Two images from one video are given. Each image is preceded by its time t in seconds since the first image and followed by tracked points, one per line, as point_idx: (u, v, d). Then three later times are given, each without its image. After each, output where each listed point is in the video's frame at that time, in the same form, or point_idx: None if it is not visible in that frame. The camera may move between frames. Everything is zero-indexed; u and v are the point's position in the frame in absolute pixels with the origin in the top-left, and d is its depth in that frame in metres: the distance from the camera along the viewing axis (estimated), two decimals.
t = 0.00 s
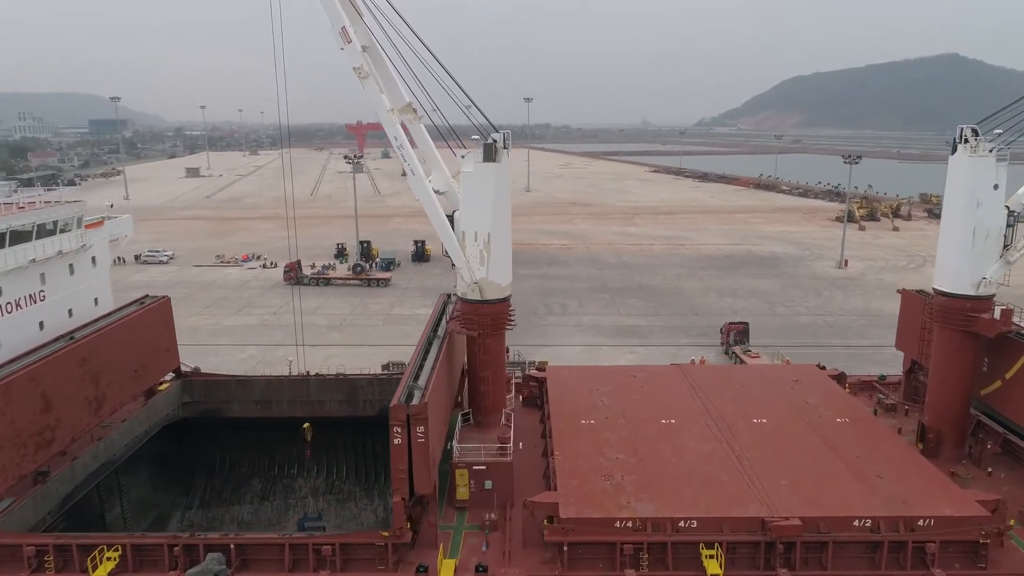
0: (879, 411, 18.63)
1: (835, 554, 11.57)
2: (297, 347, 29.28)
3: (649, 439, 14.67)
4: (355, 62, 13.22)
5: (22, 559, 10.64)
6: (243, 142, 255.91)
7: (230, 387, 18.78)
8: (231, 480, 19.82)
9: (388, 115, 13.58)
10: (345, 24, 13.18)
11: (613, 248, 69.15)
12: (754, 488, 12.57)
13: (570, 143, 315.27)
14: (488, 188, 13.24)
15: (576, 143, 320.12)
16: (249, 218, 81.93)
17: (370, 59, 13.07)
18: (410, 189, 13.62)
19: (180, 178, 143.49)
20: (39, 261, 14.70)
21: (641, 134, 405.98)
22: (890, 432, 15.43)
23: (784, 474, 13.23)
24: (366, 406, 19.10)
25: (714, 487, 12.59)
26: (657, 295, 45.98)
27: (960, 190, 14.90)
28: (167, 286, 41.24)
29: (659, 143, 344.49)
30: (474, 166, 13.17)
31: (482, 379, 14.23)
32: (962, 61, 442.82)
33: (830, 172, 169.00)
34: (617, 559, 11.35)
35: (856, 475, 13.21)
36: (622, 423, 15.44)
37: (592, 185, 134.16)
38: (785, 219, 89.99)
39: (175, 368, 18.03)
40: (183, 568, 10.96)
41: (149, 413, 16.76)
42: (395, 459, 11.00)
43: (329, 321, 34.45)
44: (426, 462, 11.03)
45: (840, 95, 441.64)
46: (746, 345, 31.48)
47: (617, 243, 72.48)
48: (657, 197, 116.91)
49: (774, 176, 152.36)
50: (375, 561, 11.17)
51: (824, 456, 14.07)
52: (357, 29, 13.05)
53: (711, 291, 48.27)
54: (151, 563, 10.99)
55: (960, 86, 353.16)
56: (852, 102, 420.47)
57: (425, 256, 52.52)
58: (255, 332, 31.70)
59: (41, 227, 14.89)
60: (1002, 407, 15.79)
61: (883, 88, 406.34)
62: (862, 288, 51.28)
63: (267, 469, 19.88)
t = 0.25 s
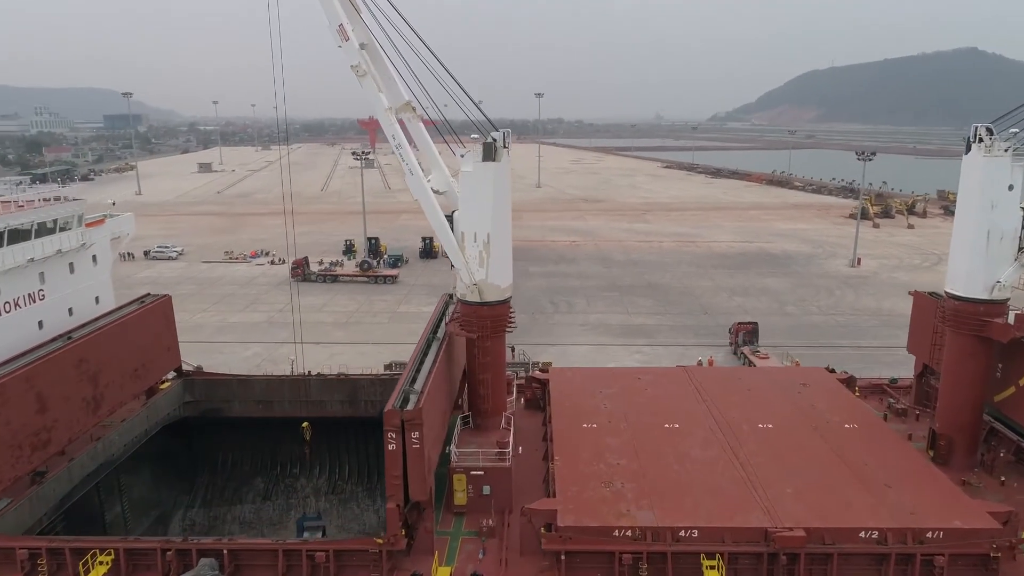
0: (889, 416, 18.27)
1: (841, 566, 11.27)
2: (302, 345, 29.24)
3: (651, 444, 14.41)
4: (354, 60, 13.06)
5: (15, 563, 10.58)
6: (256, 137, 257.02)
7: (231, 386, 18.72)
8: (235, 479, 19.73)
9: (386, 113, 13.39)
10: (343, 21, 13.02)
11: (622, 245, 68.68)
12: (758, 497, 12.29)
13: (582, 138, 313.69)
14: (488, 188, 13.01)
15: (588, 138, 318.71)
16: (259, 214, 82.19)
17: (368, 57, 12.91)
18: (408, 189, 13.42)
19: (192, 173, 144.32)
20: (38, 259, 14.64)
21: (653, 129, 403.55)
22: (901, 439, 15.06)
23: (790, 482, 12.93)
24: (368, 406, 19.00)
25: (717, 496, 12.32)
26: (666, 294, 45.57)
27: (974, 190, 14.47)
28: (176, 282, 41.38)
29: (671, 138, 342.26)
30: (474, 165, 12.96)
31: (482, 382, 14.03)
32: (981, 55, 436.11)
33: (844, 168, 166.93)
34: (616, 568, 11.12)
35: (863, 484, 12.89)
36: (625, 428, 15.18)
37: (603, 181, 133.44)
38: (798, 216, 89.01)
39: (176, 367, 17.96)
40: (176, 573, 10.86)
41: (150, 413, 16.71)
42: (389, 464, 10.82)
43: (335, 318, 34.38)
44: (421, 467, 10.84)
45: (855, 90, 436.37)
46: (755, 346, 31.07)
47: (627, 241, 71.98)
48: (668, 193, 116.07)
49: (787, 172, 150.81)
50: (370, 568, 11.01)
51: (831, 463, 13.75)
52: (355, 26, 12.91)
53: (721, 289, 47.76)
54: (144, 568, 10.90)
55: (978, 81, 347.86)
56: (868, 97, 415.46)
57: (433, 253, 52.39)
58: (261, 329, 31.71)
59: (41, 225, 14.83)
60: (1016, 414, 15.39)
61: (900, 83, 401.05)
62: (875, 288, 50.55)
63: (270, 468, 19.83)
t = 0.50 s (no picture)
0: (900, 421, 17.89)
1: None
2: (309, 343, 29.20)
3: (654, 449, 14.14)
4: (352, 58, 12.88)
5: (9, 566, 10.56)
6: (269, 132, 258.02)
7: (233, 385, 18.67)
8: (237, 478, 19.66)
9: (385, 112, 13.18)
10: (341, 19, 12.84)
11: (633, 242, 68.13)
12: (762, 507, 12.01)
13: (595, 133, 312.16)
14: (488, 188, 12.77)
15: (601, 132, 316.96)
16: (271, 209, 82.49)
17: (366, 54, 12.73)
18: (407, 189, 13.21)
19: (206, 168, 145.20)
20: (38, 258, 14.62)
21: (667, 124, 400.82)
22: (911, 446, 14.68)
23: (796, 491, 12.62)
24: (370, 406, 18.88)
25: (720, 504, 12.05)
26: (677, 292, 45.09)
27: (991, 190, 14.02)
28: (186, 278, 41.58)
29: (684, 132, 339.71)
30: (474, 165, 12.72)
31: (482, 385, 13.83)
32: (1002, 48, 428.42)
33: (861, 163, 164.77)
34: None
35: (871, 494, 12.55)
36: (628, 432, 14.92)
37: (615, 176, 132.58)
38: (812, 213, 87.86)
39: (178, 366, 17.93)
40: None
41: (151, 413, 16.68)
42: (384, 470, 10.65)
43: (342, 315, 34.34)
44: (416, 473, 10.66)
45: (872, 84, 430.54)
46: (765, 346, 30.61)
47: (638, 237, 71.42)
48: (681, 189, 115.10)
49: (802, 168, 148.99)
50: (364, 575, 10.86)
51: (838, 472, 13.42)
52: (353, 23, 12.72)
53: (733, 288, 47.18)
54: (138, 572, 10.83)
55: (998, 75, 341.80)
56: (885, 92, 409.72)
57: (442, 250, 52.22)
58: (268, 326, 31.71)
59: (41, 224, 14.80)
60: None
61: (918, 77, 395.16)
62: (891, 287, 49.72)
63: (273, 468, 19.77)
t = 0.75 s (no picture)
0: (913, 427, 17.47)
1: None
2: (316, 340, 29.14)
3: (658, 455, 13.85)
4: (351, 56, 12.73)
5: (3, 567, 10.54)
6: (284, 127, 259.13)
7: (236, 384, 18.64)
8: (241, 477, 19.66)
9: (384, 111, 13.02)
10: (340, 16, 12.67)
11: (645, 239, 67.50)
12: (766, 516, 11.71)
13: (608, 128, 310.35)
14: (488, 188, 12.54)
15: (615, 127, 315.10)
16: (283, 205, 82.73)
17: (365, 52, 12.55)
18: (407, 188, 13.03)
19: (221, 163, 146.05)
20: (39, 257, 14.58)
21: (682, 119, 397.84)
22: (923, 454, 14.28)
23: (803, 501, 12.29)
24: (373, 406, 18.73)
25: (724, 513, 11.76)
26: (688, 291, 44.57)
27: (1009, 191, 13.55)
28: (196, 274, 41.73)
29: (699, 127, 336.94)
30: (474, 164, 12.49)
31: (482, 388, 13.66)
32: None
33: (879, 159, 162.36)
34: None
35: (880, 505, 12.19)
36: (631, 437, 14.66)
37: (628, 172, 131.58)
38: (828, 210, 86.69)
39: (182, 365, 17.92)
40: None
41: (152, 412, 16.64)
42: (379, 476, 10.47)
43: (350, 312, 34.25)
44: (412, 480, 10.47)
45: (891, 79, 424.02)
46: (776, 347, 30.11)
47: (650, 234, 70.77)
48: (695, 185, 114.06)
49: (819, 164, 147.12)
50: None
51: (847, 481, 13.06)
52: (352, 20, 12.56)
53: (745, 286, 46.58)
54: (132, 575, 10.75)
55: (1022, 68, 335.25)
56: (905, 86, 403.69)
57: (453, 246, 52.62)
58: (275, 323, 31.70)
59: (42, 222, 14.75)
60: None
61: (938, 72, 388.79)
62: (907, 286, 48.85)
63: (277, 467, 19.71)
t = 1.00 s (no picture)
0: (926, 434, 17.04)
1: None
2: (323, 338, 29.13)
3: (661, 463, 13.58)
4: (350, 54, 12.58)
5: None
6: (300, 123, 260.48)
7: (240, 383, 18.59)
8: (246, 475, 19.60)
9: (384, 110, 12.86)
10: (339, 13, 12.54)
11: (658, 237, 66.92)
12: (771, 528, 11.41)
13: (623, 123, 308.51)
14: (488, 189, 12.31)
15: (630, 123, 313.03)
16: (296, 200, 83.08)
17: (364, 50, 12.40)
18: (406, 188, 12.85)
19: (237, 158, 147.01)
20: (41, 256, 14.57)
21: (698, 114, 394.48)
22: (935, 464, 13.90)
23: (810, 512, 11.97)
24: (375, 406, 18.51)
25: (727, 525, 11.48)
26: (700, 290, 44.08)
27: None
28: (207, 270, 41.91)
29: (715, 122, 333.82)
30: (474, 164, 12.28)
31: (482, 392, 13.45)
32: None
33: (897, 155, 159.93)
34: None
35: (888, 517, 11.86)
36: (634, 443, 14.39)
37: (642, 168, 130.60)
38: (845, 207, 85.42)
39: (185, 363, 17.91)
40: None
41: (155, 411, 16.64)
42: (374, 483, 10.29)
43: (358, 310, 34.21)
44: (407, 487, 10.29)
45: (912, 73, 417.48)
46: (788, 348, 29.63)
47: (663, 232, 70.17)
48: (710, 181, 112.93)
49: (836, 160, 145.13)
50: None
51: (855, 491, 12.72)
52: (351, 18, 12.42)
53: (758, 285, 45.99)
54: None
55: None
56: (925, 81, 397.13)
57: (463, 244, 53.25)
58: (284, 320, 31.74)
59: (44, 221, 14.74)
60: None
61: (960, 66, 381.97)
62: (924, 286, 47.98)
63: (282, 465, 19.63)
